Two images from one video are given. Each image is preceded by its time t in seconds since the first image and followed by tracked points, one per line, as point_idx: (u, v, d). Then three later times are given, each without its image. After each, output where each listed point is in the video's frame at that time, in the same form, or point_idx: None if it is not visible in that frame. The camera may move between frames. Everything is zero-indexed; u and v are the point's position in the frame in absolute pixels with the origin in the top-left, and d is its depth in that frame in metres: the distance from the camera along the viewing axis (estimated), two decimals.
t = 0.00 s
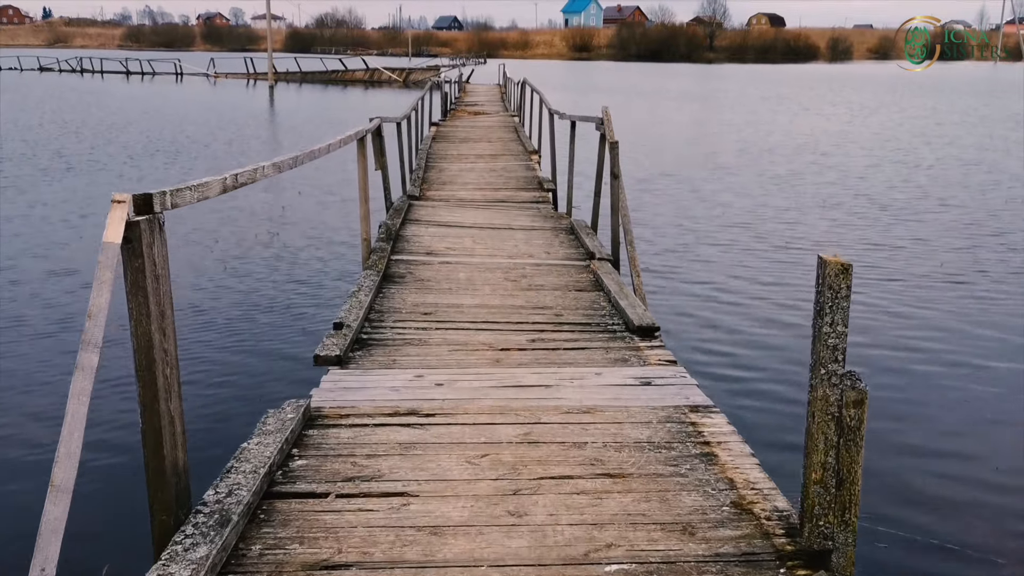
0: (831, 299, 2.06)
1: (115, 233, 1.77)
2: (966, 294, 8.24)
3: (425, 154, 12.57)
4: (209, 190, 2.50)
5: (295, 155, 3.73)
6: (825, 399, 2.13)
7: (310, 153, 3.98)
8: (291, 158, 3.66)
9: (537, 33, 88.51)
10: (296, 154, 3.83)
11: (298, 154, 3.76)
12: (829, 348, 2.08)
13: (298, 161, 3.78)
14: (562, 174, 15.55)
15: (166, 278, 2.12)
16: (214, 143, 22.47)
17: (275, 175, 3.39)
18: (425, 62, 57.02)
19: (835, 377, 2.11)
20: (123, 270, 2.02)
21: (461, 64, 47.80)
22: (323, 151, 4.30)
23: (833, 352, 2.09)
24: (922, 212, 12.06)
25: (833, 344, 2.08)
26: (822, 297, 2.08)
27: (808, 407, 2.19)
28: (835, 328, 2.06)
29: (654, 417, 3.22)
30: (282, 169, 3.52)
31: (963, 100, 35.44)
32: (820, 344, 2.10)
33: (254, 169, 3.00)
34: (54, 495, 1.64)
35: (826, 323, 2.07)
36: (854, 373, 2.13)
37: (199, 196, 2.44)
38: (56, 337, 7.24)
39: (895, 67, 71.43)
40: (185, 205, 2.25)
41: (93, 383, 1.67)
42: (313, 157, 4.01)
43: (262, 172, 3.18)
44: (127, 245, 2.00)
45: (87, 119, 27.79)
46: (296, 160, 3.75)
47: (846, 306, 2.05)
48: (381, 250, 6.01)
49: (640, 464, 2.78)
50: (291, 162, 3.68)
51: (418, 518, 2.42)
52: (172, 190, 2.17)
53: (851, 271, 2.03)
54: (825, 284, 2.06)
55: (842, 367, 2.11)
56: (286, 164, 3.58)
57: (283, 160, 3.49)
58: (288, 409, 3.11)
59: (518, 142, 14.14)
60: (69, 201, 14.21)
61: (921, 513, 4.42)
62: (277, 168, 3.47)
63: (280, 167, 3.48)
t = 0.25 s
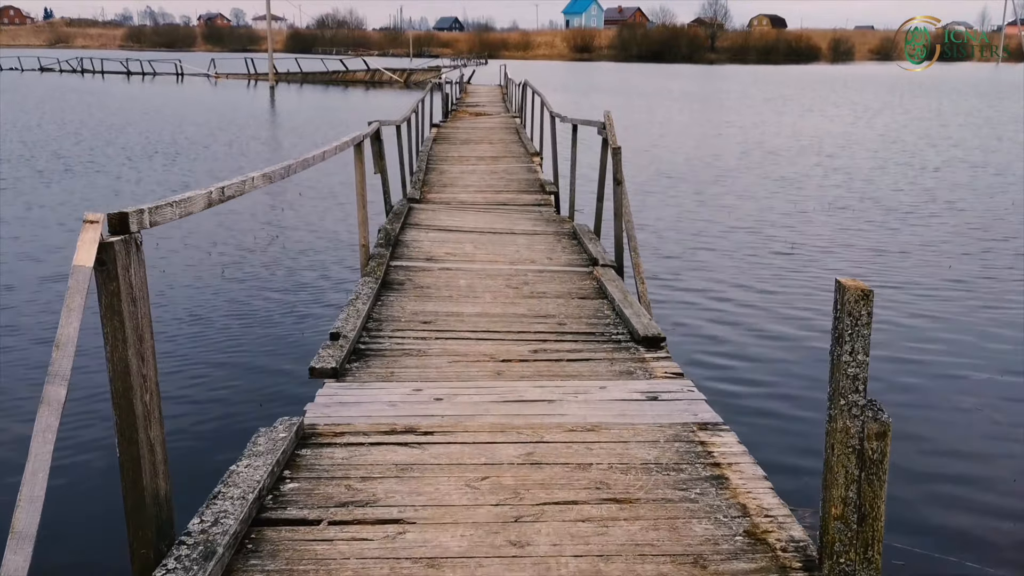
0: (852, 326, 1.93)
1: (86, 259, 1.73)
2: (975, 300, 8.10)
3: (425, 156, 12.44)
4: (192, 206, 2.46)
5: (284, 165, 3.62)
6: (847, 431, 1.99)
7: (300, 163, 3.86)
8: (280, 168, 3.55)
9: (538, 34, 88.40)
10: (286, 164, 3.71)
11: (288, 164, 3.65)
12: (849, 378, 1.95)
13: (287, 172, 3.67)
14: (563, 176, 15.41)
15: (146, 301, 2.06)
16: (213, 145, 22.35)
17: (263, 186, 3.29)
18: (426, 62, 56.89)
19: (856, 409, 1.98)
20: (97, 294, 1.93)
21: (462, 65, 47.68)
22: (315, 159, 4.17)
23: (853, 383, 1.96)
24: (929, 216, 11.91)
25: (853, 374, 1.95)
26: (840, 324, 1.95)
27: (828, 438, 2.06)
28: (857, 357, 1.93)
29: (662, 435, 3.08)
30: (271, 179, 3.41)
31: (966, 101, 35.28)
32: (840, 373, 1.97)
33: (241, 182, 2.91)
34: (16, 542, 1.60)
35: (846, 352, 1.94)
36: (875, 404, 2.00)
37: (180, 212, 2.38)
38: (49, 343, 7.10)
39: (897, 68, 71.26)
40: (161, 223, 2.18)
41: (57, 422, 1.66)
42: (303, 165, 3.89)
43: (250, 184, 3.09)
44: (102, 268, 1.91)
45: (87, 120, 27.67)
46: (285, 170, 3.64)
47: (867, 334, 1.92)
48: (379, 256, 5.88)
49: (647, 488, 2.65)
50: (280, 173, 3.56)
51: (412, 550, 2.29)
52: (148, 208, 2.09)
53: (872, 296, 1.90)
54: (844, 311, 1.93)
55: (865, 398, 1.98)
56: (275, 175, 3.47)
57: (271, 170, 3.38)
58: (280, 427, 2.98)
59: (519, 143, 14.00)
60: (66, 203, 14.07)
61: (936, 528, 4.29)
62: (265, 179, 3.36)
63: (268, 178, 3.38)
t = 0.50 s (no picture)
0: (872, 350, 1.86)
1: (53, 277, 1.74)
2: (985, 306, 7.99)
3: (426, 157, 12.33)
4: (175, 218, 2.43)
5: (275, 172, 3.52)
6: (865, 459, 1.94)
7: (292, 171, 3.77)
8: (271, 175, 3.47)
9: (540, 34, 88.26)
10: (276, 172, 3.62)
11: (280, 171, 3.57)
12: (868, 405, 1.89)
13: (279, 179, 3.58)
14: (565, 178, 15.29)
15: (122, 320, 2.03)
16: (213, 146, 22.23)
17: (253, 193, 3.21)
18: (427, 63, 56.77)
19: (876, 437, 1.93)
20: (69, 314, 1.89)
21: (463, 66, 47.55)
22: (308, 165, 4.07)
23: (873, 410, 1.90)
24: (935, 220, 11.80)
25: (873, 401, 1.89)
26: (860, 347, 1.88)
27: (847, 467, 2.00)
28: (877, 383, 1.87)
29: (668, 452, 2.98)
30: (260, 187, 3.32)
31: (967, 103, 35.15)
32: (859, 400, 1.91)
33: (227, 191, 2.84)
34: None
35: (865, 377, 1.88)
36: (898, 432, 1.94)
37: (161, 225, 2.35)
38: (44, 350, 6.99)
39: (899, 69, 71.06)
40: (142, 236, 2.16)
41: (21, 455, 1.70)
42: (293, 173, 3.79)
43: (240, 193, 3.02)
44: (73, 284, 1.87)
45: (85, 121, 27.54)
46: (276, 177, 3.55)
47: (888, 358, 1.86)
48: (378, 261, 5.78)
49: (653, 509, 2.55)
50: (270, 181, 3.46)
51: None
52: (126, 221, 2.06)
53: (894, 319, 1.83)
54: (864, 333, 1.86)
55: (885, 425, 1.93)
56: (265, 181, 3.37)
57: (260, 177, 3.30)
58: (272, 443, 2.88)
59: (521, 145, 13.88)
60: (63, 203, 13.94)
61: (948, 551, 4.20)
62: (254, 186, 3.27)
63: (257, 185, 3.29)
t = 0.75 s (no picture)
0: (897, 368, 1.75)
1: (27, 289, 1.63)
2: (994, 313, 7.89)
3: (427, 160, 12.23)
4: (162, 226, 2.29)
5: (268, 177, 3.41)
6: (892, 486, 1.84)
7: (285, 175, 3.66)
8: (265, 179, 3.35)
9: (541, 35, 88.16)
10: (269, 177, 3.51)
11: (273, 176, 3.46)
12: (894, 428, 1.79)
13: (272, 184, 3.47)
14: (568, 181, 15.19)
15: (103, 333, 1.89)
16: (213, 147, 22.13)
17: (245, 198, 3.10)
18: (428, 64, 56.70)
19: (902, 463, 1.83)
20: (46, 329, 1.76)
21: (464, 67, 47.46)
22: (303, 171, 3.96)
23: (898, 433, 1.80)
24: (941, 224, 11.69)
25: (899, 423, 1.79)
26: (885, 364, 1.77)
27: (870, 494, 1.91)
28: (903, 404, 1.76)
29: (675, 469, 2.87)
30: (253, 191, 3.20)
31: (969, 104, 35.03)
32: (883, 423, 1.81)
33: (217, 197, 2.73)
34: None
35: (891, 398, 1.77)
36: (926, 457, 1.84)
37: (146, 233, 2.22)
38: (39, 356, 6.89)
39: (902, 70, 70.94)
40: (125, 244, 2.04)
41: None
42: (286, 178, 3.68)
43: (230, 198, 2.91)
44: (49, 298, 1.74)
45: (86, 122, 27.45)
46: (269, 182, 3.43)
47: (915, 377, 1.75)
48: (377, 267, 5.67)
49: (662, 532, 2.44)
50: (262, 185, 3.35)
51: None
52: (109, 229, 1.94)
53: (922, 335, 1.71)
54: (890, 350, 1.75)
55: (911, 449, 1.83)
56: (258, 186, 3.26)
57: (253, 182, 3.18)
58: (264, 461, 2.77)
59: (523, 147, 13.78)
60: (61, 205, 13.83)
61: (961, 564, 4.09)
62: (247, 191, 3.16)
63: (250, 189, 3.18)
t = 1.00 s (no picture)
0: (933, 388, 1.71)
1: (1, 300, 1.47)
2: (1003, 320, 7.78)
3: (428, 161, 12.12)
4: (147, 230, 2.12)
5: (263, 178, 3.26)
6: (925, 517, 1.79)
7: (279, 177, 3.52)
8: (260, 180, 3.21)
9: (543, 36, 88.09)
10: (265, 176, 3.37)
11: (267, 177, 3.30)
12: (928, 453, 1.75)
13: (267, 187, 3.33)
14: (570, 183, 15.08)
15: (82, 345, 1.74)
16: (214, 148, 22.02)
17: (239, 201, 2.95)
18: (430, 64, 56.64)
19: (937, 492, 1.78)
20: (18, 342, 1.61)
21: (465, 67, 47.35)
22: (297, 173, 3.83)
23: (933, 459, 1.75)
24: (947, 228, 11.58)
25: (935, 448, 1.74)
26: (920, 385, 1.73)
27: (902, 523, 1.85)
28: (940, 427, 1.72)
29: (684, 488, 2.76)
30: (247, 193, 3.06)
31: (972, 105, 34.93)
32: (918, 448, 1.77)
33: (209, 199, 2.57)
34: None
35: (927, 421, 1.74)
36: (963, 486, 1.79)
37: (131, 236, 2.05)
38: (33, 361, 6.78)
39: (904, 71, 70.82)
40: (107, 250, 1.88)
41: None
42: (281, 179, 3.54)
43: (223, 200, 2.76)
44: (23, 309, 1.59)
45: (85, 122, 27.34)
46: (264, 184, 3.28)
47: (951, 400, 1.70)
48: (376, 273, 5.56)
49: (671, 558, 2.33)
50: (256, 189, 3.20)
51: None
52: (89, 233, 1.78)
53: (960, 353, 1.67)
54: (926, 367, 1.71)
55: (946, 477, 1.78)
56: (253, 188, 3.12)
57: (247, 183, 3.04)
58: (255, 481, 2.65)
59: (525, 148, 13.67)
60: (59, 206, 13.72)
61: None
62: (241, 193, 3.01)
63: (244, 191, 3.03)
